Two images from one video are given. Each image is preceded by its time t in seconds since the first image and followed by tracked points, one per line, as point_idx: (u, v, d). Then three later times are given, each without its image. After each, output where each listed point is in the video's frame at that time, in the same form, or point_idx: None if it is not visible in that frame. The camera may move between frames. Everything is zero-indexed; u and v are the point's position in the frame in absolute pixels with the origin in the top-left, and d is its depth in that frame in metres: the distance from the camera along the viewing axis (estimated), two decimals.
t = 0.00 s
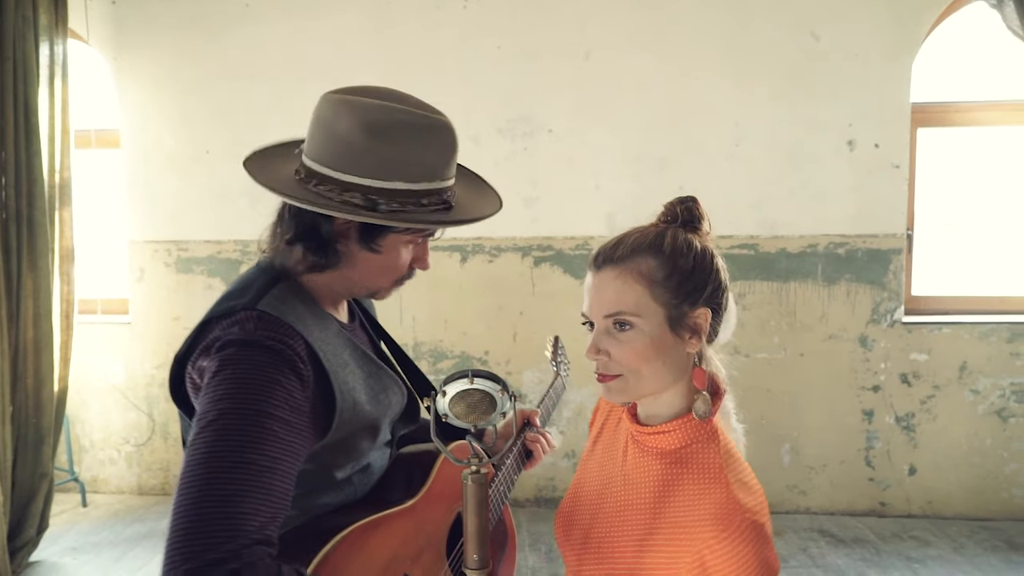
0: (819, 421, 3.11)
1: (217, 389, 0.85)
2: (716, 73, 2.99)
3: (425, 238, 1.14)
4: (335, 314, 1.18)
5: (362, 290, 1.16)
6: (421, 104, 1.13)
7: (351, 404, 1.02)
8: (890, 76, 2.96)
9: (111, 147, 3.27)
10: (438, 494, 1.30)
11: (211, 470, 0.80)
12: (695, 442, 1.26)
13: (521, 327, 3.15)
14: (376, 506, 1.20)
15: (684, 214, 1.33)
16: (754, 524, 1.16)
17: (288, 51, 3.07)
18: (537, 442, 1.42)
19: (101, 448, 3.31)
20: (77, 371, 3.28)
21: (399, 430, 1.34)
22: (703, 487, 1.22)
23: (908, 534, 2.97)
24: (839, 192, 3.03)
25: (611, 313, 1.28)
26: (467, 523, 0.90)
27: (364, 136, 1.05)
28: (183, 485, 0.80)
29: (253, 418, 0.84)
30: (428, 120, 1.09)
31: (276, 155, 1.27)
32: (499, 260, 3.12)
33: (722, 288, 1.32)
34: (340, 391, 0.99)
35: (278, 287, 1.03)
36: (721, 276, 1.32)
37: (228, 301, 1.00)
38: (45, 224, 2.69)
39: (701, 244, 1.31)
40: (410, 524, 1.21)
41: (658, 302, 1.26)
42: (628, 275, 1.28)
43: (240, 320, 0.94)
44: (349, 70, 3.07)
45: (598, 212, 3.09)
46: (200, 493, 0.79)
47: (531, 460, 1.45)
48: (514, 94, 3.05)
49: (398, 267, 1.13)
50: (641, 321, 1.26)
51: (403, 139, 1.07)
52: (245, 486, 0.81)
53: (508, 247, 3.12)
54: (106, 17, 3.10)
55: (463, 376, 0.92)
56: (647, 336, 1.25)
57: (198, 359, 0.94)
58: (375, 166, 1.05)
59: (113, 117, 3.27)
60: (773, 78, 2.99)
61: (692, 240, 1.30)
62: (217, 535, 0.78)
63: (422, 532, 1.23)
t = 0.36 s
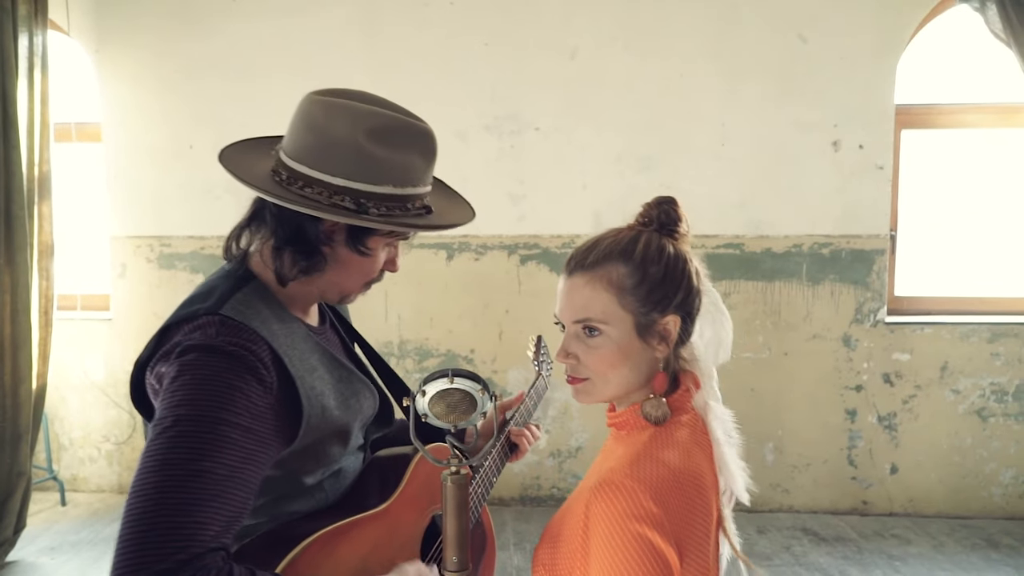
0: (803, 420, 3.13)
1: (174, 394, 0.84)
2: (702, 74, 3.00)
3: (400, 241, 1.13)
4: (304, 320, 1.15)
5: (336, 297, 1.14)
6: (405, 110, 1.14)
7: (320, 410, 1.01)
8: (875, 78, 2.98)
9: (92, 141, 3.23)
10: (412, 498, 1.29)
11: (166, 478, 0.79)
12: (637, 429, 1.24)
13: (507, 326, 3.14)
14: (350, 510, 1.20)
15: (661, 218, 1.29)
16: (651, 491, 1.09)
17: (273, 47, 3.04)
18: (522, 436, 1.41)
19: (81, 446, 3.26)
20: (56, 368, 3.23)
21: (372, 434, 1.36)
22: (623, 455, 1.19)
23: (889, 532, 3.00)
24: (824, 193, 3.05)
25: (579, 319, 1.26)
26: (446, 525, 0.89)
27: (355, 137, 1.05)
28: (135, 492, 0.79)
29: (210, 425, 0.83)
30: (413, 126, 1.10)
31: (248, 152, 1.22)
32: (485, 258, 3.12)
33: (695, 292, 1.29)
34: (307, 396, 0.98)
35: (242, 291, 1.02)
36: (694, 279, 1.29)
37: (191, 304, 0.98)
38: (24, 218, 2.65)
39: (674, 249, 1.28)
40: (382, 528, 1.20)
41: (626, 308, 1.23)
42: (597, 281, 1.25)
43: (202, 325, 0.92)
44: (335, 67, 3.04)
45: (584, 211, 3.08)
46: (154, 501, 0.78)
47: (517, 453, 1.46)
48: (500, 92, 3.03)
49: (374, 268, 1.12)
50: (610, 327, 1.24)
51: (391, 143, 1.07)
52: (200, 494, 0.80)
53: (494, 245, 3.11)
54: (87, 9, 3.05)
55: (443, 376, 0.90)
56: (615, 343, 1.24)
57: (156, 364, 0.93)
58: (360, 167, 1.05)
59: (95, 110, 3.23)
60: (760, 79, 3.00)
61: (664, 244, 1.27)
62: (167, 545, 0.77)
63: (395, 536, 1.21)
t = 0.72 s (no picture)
0: (796, 414, 3.14)
1: (163, 386, 0.83)
2: (698, 68, 2.99)
3: (335, 200, 1.10)
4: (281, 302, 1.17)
5: (288, 271, 1.13)
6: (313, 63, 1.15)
7: (307, 401, 1.02)
8: (871, 73, 2.98)
9: (84, 133, 3.21)
10: (398, 494, 1.27)
11: (156, 471, 0.78)
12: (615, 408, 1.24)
13: (501, 319, 3.14)
14: (336, 504, 1.18)
15: (626, 209, 1.30)
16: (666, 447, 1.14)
17: (267, 39, 3.02)
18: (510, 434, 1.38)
19: (74, 439, 3.25)
20: (49, 360, 3.22)
21: (362, 428, 1.37)
22: (614, 426, 1.22)
23: (881, 525, 3.01)
24: (819, 188, 3.05)
25: (564, 304, 1.23)
26: (436, 515, 0.89)
27: (250, 97, 1.10)
28: (125, 486, 0.78)
29: (200, 418, 0.82)
30: (310, 70, 1.11)
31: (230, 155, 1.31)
32: (480, 251, 3.11)
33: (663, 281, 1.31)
34: (296, 387, 0.99)
35: (231, 279, 1.03)
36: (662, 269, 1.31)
37: (179, 293, 0.98)
38: (15, 210, 2.63)
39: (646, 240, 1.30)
40: (365, 523, 1.19)
41: (609, 295, 1.23)
42: (581, 269, 1.24)
43: (189, 314, 0.92)
44: (329, 59, 3.02)
45: (579, 204, 3.08)
46: (143, 495, 0.78)
47: (504, 451, 1.42)
48: (495, 85, 3.02)
49: (313, 239, 1.10)
50: (594, 312, 1.22)
51: (284, 90, 1.09)
52: (191, 487, 0.80)
53: (489, 238, 3.11)
54: None
55: (431, 365, 0.90)
56: (599, 328, 1.22)
57: (142, 355, 0.92)
58: (256, 123, 1.09)
59: (87, 102, 3.20)
60: (755, 73, 2.99)
61: (636, 235, 1.28)
62: (157, 539, 0.77)
63: (376, 532, 1.20)
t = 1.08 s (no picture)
0: (793, 408, 3.15)
1: (165, 396, 0.82)
2: (697, 62, 3.00)
3: (345, 201, 1.11)
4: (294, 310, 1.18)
5: (302, 279, 1.13)
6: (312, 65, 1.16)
7: (310, 414, 1.04)
8: (869, 68, 2.98)
9: (82, 126, 3.20)
10: (395, 493, 1.29)
11: (153, 483, 0.76)
12: (605, 407, 1.20)
13: (499, 314, 3.14)
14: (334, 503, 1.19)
15: (595, 206, 1.34)
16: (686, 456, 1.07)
17: (267, 33, 3.02)
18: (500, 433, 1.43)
19: (73, 432, 3.26)
20: (48, 353, 3.23)
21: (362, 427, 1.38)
22: (626, 434, 1.14)
23: (877, 520, 3.03)
24: (817, 183, 3.05)
25: (552, 289, 1.22)
26: (431, 502, 0.90)
27: (252, 104, 1.10)
28: (122, 496, 0.77)
29: (201, 429, 0.82)
30: (307, 72, 1.11)
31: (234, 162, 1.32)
32: (478, 246, 3.11)
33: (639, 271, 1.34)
34: (299, 402, 1.00)
35: (238, 289, 1.03)
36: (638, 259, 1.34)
37: (183, 301, 0.98)
38: (14, 202, 2.63)
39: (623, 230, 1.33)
40: (365, 520, 1.21)
41: (596, 279, 1.23)
42: (567, 254, 1.24)
43: (195, 325, 0.92)
44: (327, 53, 3.02)
45: (578, 199, 3.08)
46: (139, 506, 0.75)
47: (494, 450, 1.47)
48: (494, 79, 3.02)
49: (325, 241, 1.11)
50: (581, 297, 1.22)
51: (285, 95, 1.10)
52: (189, 499, 0.78)
53: (487, 233, 3.11)
54: None
55: (428, 355, 0.90)
56: (585, 314, 1.22)
57: (147, 362, 0.92)
58: (259, 128, 1.09)
59: (85, 94, 3.20)
60: (754, 68, 2.99)
61: (615, 224, 1.30)
62: (150, 553, 0.74)
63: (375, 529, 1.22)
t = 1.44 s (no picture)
0: (793, 407, 3.16)
1: (188, 412, 0.83)
2: (697, 62, 3.00)
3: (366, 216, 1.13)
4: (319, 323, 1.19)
5: (326, 297, 1.15)
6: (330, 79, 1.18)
7: (328, 430, 1.05)
8: (869, 68, 2.99)
9: (85, 124, 3.22)
10: (397, 498, 1.30)
11: (175, 501, 0.78)
12: (591, 411, 1.22)
13: (501, 313, 3.15)
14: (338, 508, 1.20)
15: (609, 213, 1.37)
16: (646, 479, 1.05)
17: (269, 32, 3.03)
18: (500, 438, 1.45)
19: (76, 429, 3.28)
20: (51, 351, 3.24)
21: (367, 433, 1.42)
22: (598, 446, 1.14)
23: (876, 519, 3.04)
24: (817, 182, 3.06)
25: (546, 278, 1.22)
26: (432, 493, 0.91)
27: (272, 118, 1.12)
28: (140, 512, 0.78)
29: (222, 449, 0.83)
30: (325, 85, 1.13)
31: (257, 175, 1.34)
32: (479, 245, 3.13)
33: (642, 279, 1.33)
34: (319, 418, 1.01)
35: (264, 303, 1.04)
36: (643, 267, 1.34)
37: (209, 313, 0.99)
38: (18, 200, 2.65)
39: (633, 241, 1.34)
40: (367, 526, 1.22)
41: (593, 276, 1.23)
42: (568, 247, 1.25)
43: (222, 340, 0.93)
44: (329, 52, 3.03)
45: (579, 198, 3.09)
46: (159, 524, 0.77)
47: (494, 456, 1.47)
48: (495, 78, 3.03)
49: (352, 259, 1.12)
50: (576, 290, 1.22)
51: (303, 108, 1.11)
52: (206, 518, 0.80)
53: (489, 232, 3.12)
54: None
55: (430, 348, 0.92)
56: (578, 306, 1.21)
57: (169, 373, 0.92)
58: (278, 142, 1.10)
59: (88, 93, 3.21)
60: (754, 67, 3.00)
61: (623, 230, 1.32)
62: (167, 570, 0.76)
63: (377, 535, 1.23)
